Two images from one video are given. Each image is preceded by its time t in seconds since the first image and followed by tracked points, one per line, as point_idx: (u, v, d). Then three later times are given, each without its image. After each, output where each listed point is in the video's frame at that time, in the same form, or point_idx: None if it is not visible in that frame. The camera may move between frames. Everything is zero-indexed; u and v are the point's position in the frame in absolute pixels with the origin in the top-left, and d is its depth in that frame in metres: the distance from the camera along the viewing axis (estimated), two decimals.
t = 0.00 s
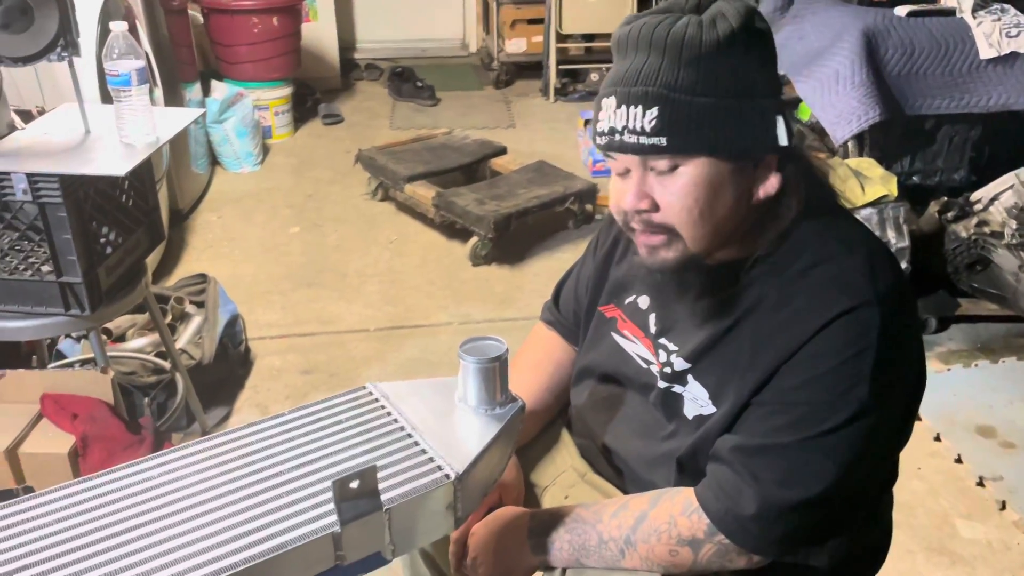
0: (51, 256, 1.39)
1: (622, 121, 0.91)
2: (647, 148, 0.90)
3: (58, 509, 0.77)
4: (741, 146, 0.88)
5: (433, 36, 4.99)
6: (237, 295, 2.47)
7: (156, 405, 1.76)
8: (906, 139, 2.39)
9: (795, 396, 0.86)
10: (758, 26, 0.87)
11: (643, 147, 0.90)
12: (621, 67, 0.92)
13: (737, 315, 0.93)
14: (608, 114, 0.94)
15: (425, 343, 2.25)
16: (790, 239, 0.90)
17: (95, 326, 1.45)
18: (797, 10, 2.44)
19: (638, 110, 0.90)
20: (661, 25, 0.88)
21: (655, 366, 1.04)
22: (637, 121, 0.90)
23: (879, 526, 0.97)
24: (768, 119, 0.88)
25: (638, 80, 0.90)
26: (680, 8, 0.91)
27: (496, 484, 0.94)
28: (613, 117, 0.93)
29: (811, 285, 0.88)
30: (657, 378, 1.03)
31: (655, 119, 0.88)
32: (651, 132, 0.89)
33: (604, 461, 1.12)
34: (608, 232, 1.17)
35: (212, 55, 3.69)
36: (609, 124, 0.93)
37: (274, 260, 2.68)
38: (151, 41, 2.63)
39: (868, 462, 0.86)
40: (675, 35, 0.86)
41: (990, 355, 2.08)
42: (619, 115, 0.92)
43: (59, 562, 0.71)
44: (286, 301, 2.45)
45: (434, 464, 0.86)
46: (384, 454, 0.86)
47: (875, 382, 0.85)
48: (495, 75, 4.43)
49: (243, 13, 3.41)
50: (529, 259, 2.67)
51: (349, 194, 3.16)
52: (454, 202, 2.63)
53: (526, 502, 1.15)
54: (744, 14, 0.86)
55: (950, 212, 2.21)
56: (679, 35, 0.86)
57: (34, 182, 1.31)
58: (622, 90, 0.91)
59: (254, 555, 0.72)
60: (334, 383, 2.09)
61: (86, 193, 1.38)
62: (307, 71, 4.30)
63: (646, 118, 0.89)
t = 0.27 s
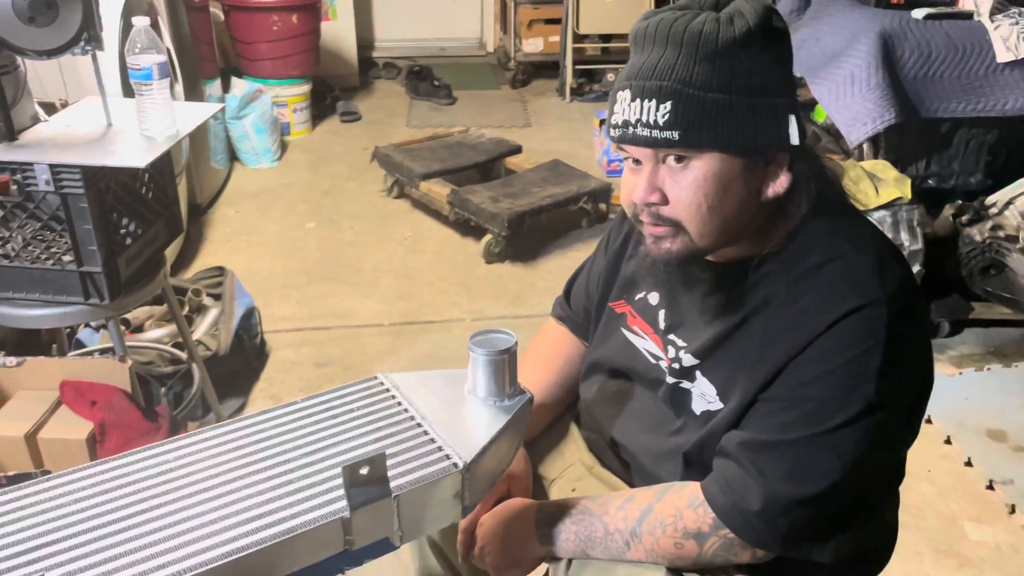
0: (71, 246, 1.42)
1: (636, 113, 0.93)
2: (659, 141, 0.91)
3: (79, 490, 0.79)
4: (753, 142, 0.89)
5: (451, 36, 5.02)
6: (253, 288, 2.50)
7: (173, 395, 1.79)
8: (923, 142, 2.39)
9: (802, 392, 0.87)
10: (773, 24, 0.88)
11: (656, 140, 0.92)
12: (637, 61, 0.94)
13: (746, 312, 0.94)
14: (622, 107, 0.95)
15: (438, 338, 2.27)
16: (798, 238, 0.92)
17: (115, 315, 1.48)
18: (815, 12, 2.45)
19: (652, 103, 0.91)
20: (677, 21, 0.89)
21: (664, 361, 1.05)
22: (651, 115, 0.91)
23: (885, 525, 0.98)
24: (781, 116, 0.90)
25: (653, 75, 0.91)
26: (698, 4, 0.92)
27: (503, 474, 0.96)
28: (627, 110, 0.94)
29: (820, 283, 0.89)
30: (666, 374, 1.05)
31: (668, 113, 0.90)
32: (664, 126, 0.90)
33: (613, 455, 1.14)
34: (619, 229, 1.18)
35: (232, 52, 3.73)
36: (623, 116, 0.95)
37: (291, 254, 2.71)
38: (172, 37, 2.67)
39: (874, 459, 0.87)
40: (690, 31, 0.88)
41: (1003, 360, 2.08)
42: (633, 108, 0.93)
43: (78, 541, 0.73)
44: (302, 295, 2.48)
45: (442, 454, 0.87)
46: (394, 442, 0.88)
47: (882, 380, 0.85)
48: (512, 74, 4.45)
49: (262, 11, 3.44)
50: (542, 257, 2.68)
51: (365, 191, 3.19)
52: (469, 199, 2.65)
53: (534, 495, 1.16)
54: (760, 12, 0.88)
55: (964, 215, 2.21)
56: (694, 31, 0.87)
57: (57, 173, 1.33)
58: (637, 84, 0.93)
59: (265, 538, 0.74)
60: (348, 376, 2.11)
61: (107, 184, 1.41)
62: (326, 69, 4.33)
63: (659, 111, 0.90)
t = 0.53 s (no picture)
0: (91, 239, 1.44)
1: (650, 111, 0.93)
2: (675, 139, 0.92)
3: (97, 478, 0.81)
4: (768, 140, 0.90)
5: (469, 35, 5.04)
6: (270, 283, 2.53)
7: (189, 388, 1.80)
8: (941, 145, 2.37)
9: (809, 393, 0.88)
10: (788, 23, 0.89)
11: (671, 137, 0.92)
12: (651, 59, 0.94)
13: (755, 313, 0.95)
14: (636, 105, 0.95)
15: (451, 336, 2.28)
16: (808, 239, 0.92)
17: (133, 307, 1.51)
18: (833, 13, 2.44)
19: (667, 101, 0.92)
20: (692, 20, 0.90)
21: (672, 361, 1.05)
22: (666, 113, 0.92)
23: (892, 526, 0.98)
24: (795, 114, 0.91)
25: (669, 73, 0.92)
26: (710, 4, 0.93)
27: (511, 469, 0.97)
28: (641, 108, 0.94)
29: (829, 284, 0.89)
30: (675, 374, 1.05)
31: (684, 110, 0.90)
32: (680, 123, 0.91)
33: (621, 453, 1.14)
34: (631, 230, 1.20)
35: (252, 50, 3.76)
36: (637, 114, 0.95)
37: (307, 251, 2.73)
38: (193, 34, 2.70)
39: (881, 459, 0.87)
40: (706, 30, 0.88)
41: (1018, 365, 2.08)
42: (648, 106, 0.94)
43: (94, 525, 0.75)
44: (318, 291, 2.50)
45: (452, 447, 0.88)
46: (404, 435, 0.89)
47: (889, 382, 0.85)
48: (529, 74, 4.46)
49: (283, 9, 3.47)
50: (556, 256, 2.69)
51: (381, 189, 3.21)
52: (484, 198, 2.67)
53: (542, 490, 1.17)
54: (775, 11, 0.89)
55: (981, 220, 2.21)
56: (710, 29, 0.88)
57: (79, 167, 1.36)
58: (652, 82, 0.93)
59: (276, 526, 0.76)
60: (362, 371, 2.13)
61: (128, 178, 1.44)
62: (345, 68, 4.36)
63: (675, 109, 0.91)
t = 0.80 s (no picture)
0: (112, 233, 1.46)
1: (656, 114, 0.94)
2: (678, 142, 0.92)
3: (115, 468, 0.83)
4: (771, 146, 0.89)
5: (488, 35, 5.05)
6: (287, 280, 2.55)
7: (206, 381, 1.83)
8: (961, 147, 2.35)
9: (819, 395, 0.88)
10: (798, 29, 0.88)
11: (675, 141, 0.93)
12: (661, 62, 0.95)
13: (766, 315, 0.95)
14: (643, 107, 0.96)
15: (465, 334, 2.29)
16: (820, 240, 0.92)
17: (152, 301, 1.53)
18: (854, 14, 2.41)
19: (672, 105, 0.92)
20: (701, 24, 0.90)
21: (684, 362, 1.06)
22: (670, 116, 0.92)
23: (902, 529, 0.98)
24: (801, 121, 0.90)
25: (675, 77, 0.92)
26: (725, 7, 0.93)
27: (522, 465, 0.97)
28: (648, 110, 0.95)
29: (840, 286, 0.89)
30: (686, 374, 1.06)
31: (687, 114, 0.91)
32: (683, 127, 0.91)
33: (632, 452, 1.15)
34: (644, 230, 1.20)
35: (273, 48, 3.79)
36: (644, 117, 0.96)
37: (325, 248, 2.75)
38: (214, 32, 2.73)
39: (891, 462, 0.87)
40: (713, 34, 0.89)
41: None
42: (654, 108, 0.94)
43: (111, 515, 0.77)
44: (334, 287, 2.52)
45: (462, 443, 0.89)
46: (415, 431, 0.90)
47: (900, 384, 0.85)
48: (548, 73, 4.46)
49: (303, 7, 3.49)
50: (571, 256, 2.70)
51: (398, 187, 3.23)
52: (500, 197, 2.68)
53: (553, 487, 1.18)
54: (785, 16, 0.88)
55: (1000, 223, 2.16)
56: (716, 34, 0.88)
57: (99, 162, 1.38)
58: (659, 85, 0.94)
59: (289, 518, 0.77)
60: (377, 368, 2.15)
61: (147, 173, 1.46)
62: (364, 66, 4.39)
63: (679, 112, 0.91)
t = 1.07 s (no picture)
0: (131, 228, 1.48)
1: (657, 115, 0.95)
2: (673, 146, 0.94)
3: (129, 459, 0.84)
4: (763, 159, 0.89)
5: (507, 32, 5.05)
6: (304, 275, 2.57)
7: (223, 375, 1.85)
8: (983, 148, 2.32)
9: (829, 397, 0.87)
10: (807, 40, 0.86)
11: (670, 144, 0.94)
12: (670, 62, 0.95)
13: (777, 316, 0.95)
14: (649, 105, 0.97)
15: (480, 331, 2.30)
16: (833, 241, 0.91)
17: (170, 294, 1.55)
18: (875, 15, 2.39)
19: (670, 107, 0.93)
20: (709, 31, 0.90)
21: (695, 362, 1.06)
22: (669, 119, 0.93)
23: (912, 532, 0.98)
24: (800, 137, 0.88)
25: (677, 81, 0.93)
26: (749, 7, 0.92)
27: (532, 463, 0.98)
28: (652, 109, 0.96)
29: (853, 288, 0.89)
30: (697, 374, 1.06)
31: (682, 120, 0.92)
32: (678, 133, 0.92)
33: (643, 451, 1.15)
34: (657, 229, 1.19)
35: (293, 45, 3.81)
36: (648, 115, 0.97)
37: (342, 244, 2.77)
38: (235, 29, 2.75)
39: (901, 464, 0.87)
40: (717, 43, 0.88)
41: None
42: (656, 109, 0.95)
43: (125, 505, 0.78)
44: (351, 283, 2.54)
45: (472, 440, 0.89)
46: (426, 426, 0.91)
47: (911, 387, 0.85)
48: (567, 71, 4.46)
49: (323, 5, 3.51)
50: (587, 254, 2.70)
51: (416, 184, 3.24)
52: (517, 195, 2.68)
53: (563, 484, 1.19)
54: (796, 26, 0.86)
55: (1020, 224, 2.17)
56: (720, 43, 0.88)
57: (120, 157, 1.39)
58: (664, 87, 0.94)
59: (299, 511, 0.78)
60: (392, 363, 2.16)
61: (167, 168, 1.48)
62: (383, 63, 4.40)
63: (675, 117, 0.92)
